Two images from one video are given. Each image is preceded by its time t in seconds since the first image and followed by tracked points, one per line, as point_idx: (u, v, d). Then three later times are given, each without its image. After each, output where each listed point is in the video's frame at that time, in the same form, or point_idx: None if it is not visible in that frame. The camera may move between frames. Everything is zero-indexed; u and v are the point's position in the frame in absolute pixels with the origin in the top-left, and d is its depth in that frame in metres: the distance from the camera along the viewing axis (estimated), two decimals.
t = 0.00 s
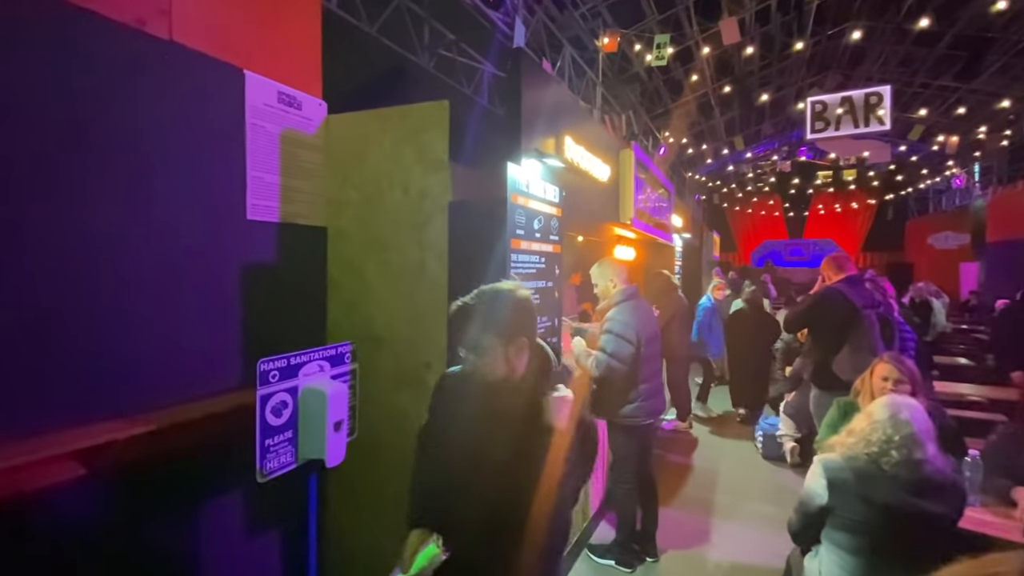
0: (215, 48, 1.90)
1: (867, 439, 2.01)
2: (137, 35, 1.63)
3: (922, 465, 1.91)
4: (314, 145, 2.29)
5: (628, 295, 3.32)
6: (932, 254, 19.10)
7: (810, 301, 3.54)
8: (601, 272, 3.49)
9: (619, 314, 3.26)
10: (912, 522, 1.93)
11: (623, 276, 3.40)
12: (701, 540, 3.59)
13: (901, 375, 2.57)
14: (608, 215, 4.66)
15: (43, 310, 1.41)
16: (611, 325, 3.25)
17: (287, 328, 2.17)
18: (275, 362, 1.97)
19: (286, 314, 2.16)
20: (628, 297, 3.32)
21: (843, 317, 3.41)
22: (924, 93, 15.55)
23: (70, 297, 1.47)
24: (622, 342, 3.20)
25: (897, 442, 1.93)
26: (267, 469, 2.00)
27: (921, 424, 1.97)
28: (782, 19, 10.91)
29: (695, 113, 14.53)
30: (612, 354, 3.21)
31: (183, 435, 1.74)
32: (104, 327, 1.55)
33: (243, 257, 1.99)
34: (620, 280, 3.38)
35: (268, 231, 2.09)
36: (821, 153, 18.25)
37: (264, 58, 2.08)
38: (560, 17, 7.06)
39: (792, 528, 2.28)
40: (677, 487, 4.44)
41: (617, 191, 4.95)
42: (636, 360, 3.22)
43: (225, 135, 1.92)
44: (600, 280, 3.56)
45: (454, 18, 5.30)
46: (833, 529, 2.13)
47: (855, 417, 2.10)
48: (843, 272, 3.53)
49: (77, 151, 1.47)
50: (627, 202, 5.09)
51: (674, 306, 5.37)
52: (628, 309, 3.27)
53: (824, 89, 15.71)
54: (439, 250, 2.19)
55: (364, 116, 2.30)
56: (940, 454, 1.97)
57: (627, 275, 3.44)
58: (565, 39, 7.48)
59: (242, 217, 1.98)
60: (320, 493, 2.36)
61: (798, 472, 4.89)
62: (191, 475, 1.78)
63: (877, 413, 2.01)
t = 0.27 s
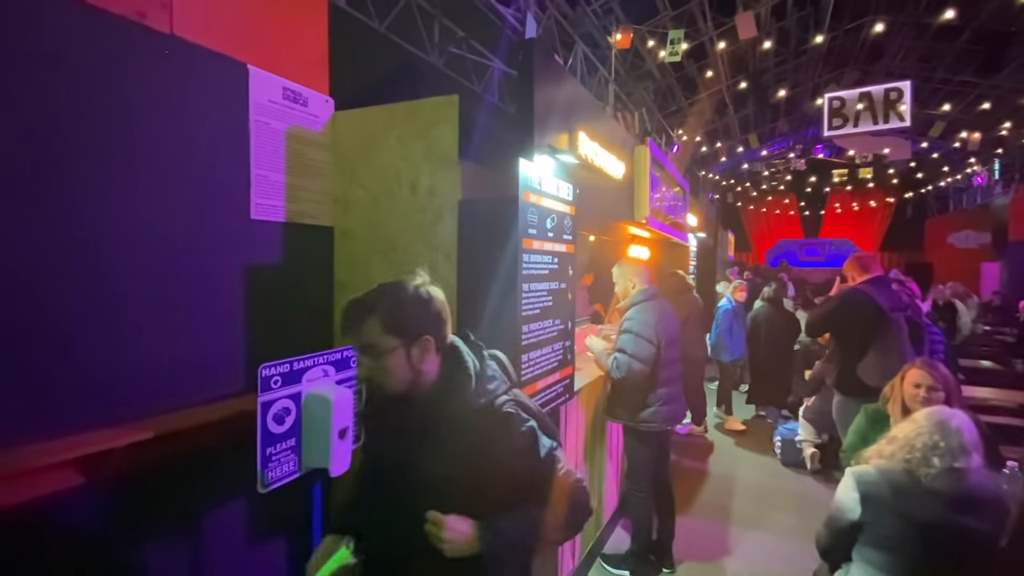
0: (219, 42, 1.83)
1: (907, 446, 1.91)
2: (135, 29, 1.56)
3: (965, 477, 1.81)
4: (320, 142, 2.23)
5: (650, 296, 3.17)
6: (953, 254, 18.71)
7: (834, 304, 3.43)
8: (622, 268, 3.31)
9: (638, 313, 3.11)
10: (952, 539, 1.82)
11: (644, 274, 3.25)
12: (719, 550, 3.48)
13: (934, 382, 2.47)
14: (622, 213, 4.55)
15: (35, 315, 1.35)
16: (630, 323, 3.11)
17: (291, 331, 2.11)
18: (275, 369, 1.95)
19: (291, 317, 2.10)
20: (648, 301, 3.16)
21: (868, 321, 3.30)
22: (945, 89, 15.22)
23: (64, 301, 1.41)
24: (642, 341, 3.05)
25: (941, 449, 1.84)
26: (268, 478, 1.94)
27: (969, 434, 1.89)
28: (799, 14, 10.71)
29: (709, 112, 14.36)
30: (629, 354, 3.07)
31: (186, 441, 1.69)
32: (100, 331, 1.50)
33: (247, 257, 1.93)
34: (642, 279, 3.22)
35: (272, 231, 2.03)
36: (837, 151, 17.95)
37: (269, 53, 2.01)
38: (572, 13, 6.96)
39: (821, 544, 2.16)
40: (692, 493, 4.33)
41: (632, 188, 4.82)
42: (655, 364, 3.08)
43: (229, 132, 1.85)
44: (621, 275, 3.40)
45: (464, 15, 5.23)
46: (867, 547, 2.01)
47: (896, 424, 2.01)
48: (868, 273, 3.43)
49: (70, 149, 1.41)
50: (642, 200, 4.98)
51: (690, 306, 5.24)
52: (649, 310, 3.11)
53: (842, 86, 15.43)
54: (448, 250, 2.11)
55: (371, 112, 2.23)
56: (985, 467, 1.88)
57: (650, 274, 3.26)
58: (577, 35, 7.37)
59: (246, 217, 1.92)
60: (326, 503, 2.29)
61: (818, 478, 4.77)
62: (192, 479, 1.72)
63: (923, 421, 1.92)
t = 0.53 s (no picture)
0: (213, 34, 1.76)
1: (935, 458, 1.82)
2: (123, 19, 1.49)
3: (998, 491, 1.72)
4: (317, 139, 2.16)
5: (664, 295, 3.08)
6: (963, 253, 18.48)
7: (850, 306, 3.35)
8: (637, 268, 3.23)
9: (654, 310, 3.02)
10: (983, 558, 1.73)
11: (661, 274, 3.15)
12: (729, 560, 3.39)
13: (960, 389, 2.40)
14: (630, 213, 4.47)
15: (17, 319, 1.28)
16: (648, 319, 3.00)
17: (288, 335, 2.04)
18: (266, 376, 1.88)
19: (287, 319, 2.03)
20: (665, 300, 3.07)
21: (886, 324, 3.22)
22: (956, 86, 15.01)
23: (47, 304, 1.34)
24: (661, 338, 2.95)
25: (973, 461, 1.75)
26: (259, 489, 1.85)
27: (1002, 444, 1.79)
28: (807, 11, 10.57)
29: (716, 110, 14.23)
30: (653, 349, 2.94)
31: (181, 447, 1.58)
32: (86, 335, 1.42)
33: (242, 258, 1.85)
34: (656, 277, 3.13)
35: (268, 230, 1.95)
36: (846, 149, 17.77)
37: (264, 46, 1.94)
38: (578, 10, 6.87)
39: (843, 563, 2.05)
40: (701, 499, 4.24)
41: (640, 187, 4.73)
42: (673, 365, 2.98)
43: (222, 127, 1.78)
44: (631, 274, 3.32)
45: (468, 11, 5.15)
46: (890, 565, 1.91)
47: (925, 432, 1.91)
48: (885, 274, 3.37)
49: (55, 145, 1.34)
50: (651, 199, 4.90)
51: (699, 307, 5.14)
52: (665, 308, 3.03)
53: (851, 83, 15.25)
54: (450, 250, 2.03)
55: (370, 107, 2.16)
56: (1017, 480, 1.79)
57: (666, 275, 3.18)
58: (583, 32, 7.28)
59: (240, 216, 1.85)
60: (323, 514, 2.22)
61: (831, 484, 4.67)
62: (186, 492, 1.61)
63: (953, 429, 1.83)
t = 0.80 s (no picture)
0: (202, 21, 1.67)
1: (965, 466, 1.73)
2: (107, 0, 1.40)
3: None
4: (313, 132, 2.07)
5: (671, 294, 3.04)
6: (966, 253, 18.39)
7: (866, 306, 3.26)
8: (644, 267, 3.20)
9: (661, 309, 2.98)
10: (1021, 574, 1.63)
11: (671, 273, 3.09)
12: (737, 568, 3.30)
13: (983, 393, 2.33)
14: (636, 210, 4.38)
15: None
16: (656, 317, 2.97)
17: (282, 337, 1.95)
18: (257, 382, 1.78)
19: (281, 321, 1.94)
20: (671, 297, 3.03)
21: (903, 324, 3.15)
22: (960, 84, 14.90)
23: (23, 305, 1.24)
24: (671, 335, 2.92)
25: (1006, 469, 1.66)
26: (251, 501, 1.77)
27: None
28: (811, 9, 10.46)
29: (717, 109, 14.15)
30: (663, 347, 2.92)
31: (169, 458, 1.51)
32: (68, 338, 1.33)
33: (233, 256, 1.76)
34: (664, 277, 3.08)
35: (261, 228, 1.86)
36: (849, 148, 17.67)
37: (255, 34, 1.85)
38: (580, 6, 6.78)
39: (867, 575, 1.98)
40: (708, 504, 4.15)
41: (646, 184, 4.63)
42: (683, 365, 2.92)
43: (213, 118, 1.69)
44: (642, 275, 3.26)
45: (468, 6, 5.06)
46: None
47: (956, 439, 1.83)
48: (900, 272, 3.28)
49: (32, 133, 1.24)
50: (657, 196, 4.82)
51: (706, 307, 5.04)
52: (673, 307, 2.99)
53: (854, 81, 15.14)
54: (452, 247, 1.94)
55: (369, 99, 2.06)
56: None
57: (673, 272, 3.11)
58: (585, 28, 7.19)
59: (232, 212, 1.76)
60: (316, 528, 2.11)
61: (840, 487, 4.59)
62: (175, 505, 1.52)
63: (983, 435, 1.76)
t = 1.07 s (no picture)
0: None
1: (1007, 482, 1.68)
2: None
3: None
4: (302, 123, 1.94)
5: (681, 295, 2.99)
6: (961, 253, 18.43)
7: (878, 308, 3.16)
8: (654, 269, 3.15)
9: (670, 311, 2.93)
10: None
11: (683, 273, 3.02)
12: None
13: (1006, 398, 2.25)
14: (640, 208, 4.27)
15: None
16: (661, 322, 2.91)
17: (268, 341, 1.82)
18: (238, 393, 1.65)
19: (267, 324, 1.82)
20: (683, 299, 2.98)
21: (915, 327, 3.07)
22: (956, 84, 14.89)
23: None
24: (677, 341, 2.84)
25: None
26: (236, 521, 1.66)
27: None
28: (809, 7, 10.37)
29: (714, 108, 14.06)
30: (664, 354, 2.85)
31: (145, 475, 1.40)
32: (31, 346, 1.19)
33: (215, 254, 1.64)
34: (676, 277, 3.02)
35: (245, 224, 1.73)
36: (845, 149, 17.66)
37: (238, 16, 1.72)
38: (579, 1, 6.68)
39: None
40: (711, 510, 4.05)
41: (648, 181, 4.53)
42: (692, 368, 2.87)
43: (192, 105, 1.56)
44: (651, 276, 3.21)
45: None
46: None
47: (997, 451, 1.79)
48: (911, 271, 3.19)
49: None
50: (661, 193, 4.73)
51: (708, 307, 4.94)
52: (681, 309, 2.93)
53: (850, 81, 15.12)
54: (451, 246, 1.83)
55: (361, 87, 1.94)
56: None
57: (686, 272, 3.05)
58: (583, 24, 7.08)
59: (213, 207, 1.63)
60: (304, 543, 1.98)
61: (845, 491, 4.50)
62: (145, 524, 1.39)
63: None
